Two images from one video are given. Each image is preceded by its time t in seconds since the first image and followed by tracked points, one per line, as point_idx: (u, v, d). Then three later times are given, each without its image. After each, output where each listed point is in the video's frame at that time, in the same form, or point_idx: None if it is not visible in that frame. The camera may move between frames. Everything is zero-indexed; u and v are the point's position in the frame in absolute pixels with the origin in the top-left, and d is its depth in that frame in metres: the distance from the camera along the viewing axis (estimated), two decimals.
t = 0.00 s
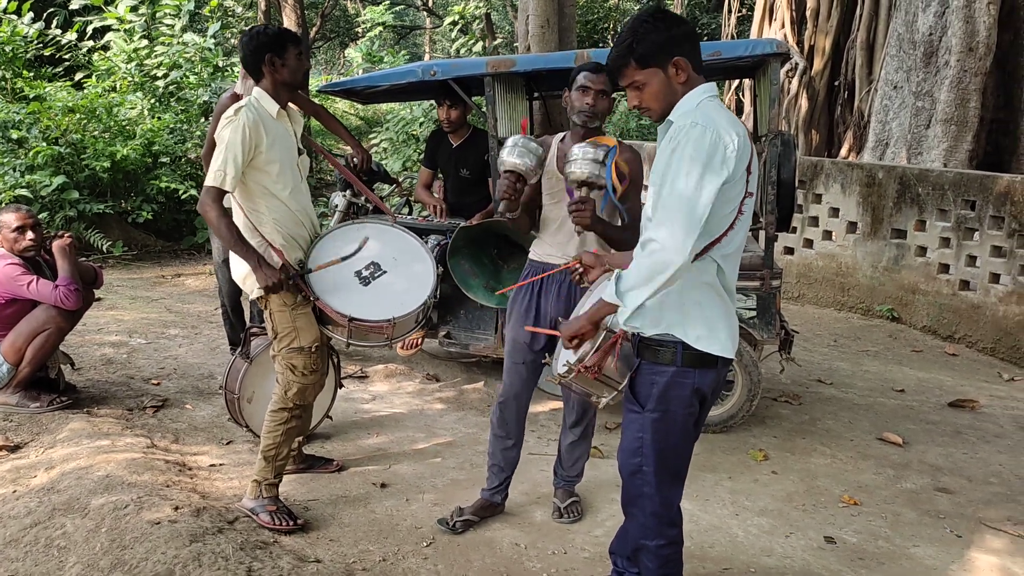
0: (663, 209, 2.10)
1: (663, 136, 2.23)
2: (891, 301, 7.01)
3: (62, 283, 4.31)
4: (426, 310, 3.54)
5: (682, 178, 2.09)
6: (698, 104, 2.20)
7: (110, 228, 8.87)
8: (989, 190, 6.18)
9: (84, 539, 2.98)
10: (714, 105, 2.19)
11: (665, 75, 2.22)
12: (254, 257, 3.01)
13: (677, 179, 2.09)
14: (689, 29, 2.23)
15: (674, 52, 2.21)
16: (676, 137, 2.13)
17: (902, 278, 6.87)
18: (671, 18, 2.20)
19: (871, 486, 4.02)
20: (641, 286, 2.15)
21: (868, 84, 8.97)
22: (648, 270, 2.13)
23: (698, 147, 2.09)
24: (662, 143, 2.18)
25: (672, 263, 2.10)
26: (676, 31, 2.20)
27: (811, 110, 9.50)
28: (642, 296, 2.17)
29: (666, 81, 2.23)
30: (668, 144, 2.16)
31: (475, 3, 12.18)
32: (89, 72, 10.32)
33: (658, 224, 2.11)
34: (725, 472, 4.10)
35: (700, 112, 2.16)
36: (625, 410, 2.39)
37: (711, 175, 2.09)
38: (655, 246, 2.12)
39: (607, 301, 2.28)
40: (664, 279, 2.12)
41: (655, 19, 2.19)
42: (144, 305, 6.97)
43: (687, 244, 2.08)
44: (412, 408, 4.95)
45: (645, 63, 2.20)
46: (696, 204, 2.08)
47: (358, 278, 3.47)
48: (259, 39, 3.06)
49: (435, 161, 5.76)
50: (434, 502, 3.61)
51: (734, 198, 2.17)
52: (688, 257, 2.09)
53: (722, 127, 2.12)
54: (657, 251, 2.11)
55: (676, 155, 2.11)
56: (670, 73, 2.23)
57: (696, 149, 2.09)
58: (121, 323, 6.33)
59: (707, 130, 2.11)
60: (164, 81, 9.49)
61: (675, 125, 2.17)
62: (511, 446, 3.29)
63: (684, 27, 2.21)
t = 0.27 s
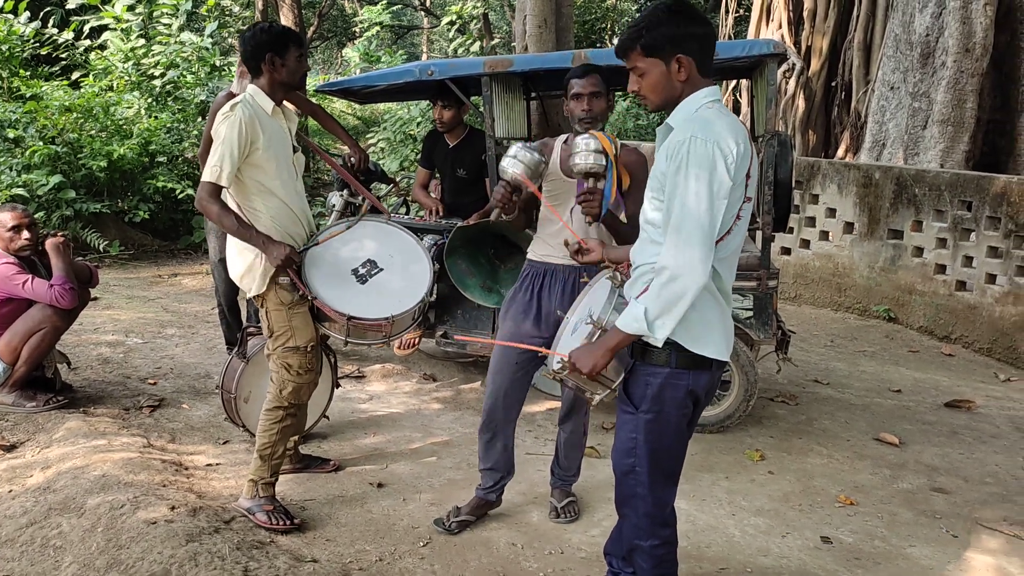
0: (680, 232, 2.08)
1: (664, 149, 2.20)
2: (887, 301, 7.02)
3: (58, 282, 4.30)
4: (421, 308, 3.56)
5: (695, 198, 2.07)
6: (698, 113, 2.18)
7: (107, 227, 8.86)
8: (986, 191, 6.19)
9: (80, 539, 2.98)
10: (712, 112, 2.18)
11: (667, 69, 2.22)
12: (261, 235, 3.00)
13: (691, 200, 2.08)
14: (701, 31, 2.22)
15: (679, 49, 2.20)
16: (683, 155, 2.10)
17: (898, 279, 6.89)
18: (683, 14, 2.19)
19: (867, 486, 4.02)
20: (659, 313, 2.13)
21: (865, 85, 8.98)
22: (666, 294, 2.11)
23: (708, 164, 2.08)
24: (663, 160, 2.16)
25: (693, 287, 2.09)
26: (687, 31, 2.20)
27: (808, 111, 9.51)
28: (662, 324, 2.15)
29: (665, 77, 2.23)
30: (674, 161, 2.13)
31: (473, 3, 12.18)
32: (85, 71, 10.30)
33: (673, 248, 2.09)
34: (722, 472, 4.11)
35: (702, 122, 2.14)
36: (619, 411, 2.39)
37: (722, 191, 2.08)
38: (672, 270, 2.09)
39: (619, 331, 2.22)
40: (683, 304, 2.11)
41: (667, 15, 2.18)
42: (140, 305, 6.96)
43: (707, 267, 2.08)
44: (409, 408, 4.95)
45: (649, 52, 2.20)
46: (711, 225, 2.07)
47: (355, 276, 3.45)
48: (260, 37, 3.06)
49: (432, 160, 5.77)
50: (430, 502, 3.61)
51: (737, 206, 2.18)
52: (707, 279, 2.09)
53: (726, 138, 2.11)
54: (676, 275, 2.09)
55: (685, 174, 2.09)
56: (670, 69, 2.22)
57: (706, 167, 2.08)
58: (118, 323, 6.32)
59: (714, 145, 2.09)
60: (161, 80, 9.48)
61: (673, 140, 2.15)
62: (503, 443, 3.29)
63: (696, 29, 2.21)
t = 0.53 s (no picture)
0: (685, 235, 2.07)
1: (672, 148, 2.19)
2: (887, 301, 7.02)
3: (58, 282, 4.30)
4: (421, 309, 3.57)
5: (702, 201, 2.06)
6: (707, 113, 2.16)
7: (106, 227, 8.85)
8: (986, 191, 6.19)
9: (80, 538, 2.98)
10: (724, 113, 2.17)
11: (670, 62, 2.21)
12: (254, 247, 3.02)
13: (697, 202, 2.06)
14: (717, 32, 2.16)
15: (686, 46, 2.17)
16: (691, 157, 2.09)
17: (898, 278, 6.89)
18: (698, 10, 2.14)
19: (867, 485, 4.03)
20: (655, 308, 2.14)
21: (864, 85, 8.98)
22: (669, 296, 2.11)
23: (716, 168, 2.07)
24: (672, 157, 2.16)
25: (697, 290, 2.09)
26: (698, 29, 2.15)
27: (807, 111, 9.52)
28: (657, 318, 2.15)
29: (667, 70, 2.23)
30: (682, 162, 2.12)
31: (473, 3, 12.18)
32: (85, 71, 10.30)
33: (678, 249, 2.09)
34: (721, 472, 4.11)
35: (712, 123, 2.12)
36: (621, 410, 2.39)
37: (730, 195, 2.07)
38: (676, 272, 2.09)
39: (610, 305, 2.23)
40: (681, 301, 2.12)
41: (683, 12, 2.15)
42: (140, 304, 6.96)
43: (706, 268, 2.07)
44: (408, 407, 4.95)
45: (659, 42, 2.20)
46: (718, 229, 2.06)
47: (355, 276, 3.46)
48: (263, 37, 3.06)
49: (432, 160, 5.77)
50: (430, 501, 3.62)
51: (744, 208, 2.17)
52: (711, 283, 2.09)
53: (736, 142, 2.09)
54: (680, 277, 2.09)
55: (692, 176, 2.08)
56: (672, 64, 2.21)
57: (714, 170, 2.06)
58: (118, 322, 6.32)
59: (723, 147, 2.08)
60: (161, 80, 9.47)
61: (685, 138, 2.14)
62: (508, 442, 3.30)
63: (710, 28, 2.15)
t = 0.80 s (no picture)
0: (688, 240, 2.07)
1: (675, 153, 2.19)
2: (887, 300, 7.02)
3: (59, 282, 4.31)
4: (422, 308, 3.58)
5: (706, 208, 2.06)
6: (710, 118, 2.17)
7: (107, 227, 8.86)
8: (986, 190, 6.20)
9: (81, 537, 2.99)
10: (727, 118, 2.16)
11: (684, 56, 2.19)
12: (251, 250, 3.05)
13: (701, 209, 2.07)
14: (733, 36, 2.14)
15: (699, 42, 2.15)
16: (695, 162, 2.09)
17: (898, 278, 6.89)
18: (719, 7, 2.12)
19: (867, 485, 4.03)
20: (662, 317, 2.14)
21: (864, 85, 8.99)
22: (672, 302, 2.11)
23: (719, 174, 2.07)
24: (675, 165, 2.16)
25: (700, 297, 2.09)
26: (718, 29, 2.13)
27: (807, 111, 9.52)
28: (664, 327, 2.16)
29: (678, 61, 2.21)
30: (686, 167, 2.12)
31: (473, 3, 12.19)
32: (85, 71, 10.30)
33: (681, 255, 2.09)
34: (721, 471, 4.11)
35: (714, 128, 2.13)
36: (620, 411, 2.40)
37: (732, 202, 2.07)
38: (679, 278, 2.09)
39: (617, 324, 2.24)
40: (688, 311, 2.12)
41: (704, 7, 2.12)
42: (140, 304, 6.96)
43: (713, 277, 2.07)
44: (408, 407, 4.95)
45: (676, 33, 2.18)
46: (721, 235, 2.06)
47: (356, 276, 3.46)
48: (262, 41, 3.05)
49: (432, 160, 5.77)
50: (430, 501, 3.62)
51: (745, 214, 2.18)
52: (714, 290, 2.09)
53: (739, 148, 2.10)
54: (681, 284, 2.09)
55: (695, 182, 2.08)
56: (684, 57, 2.20)
57: (717, 176, 2.07)
58: (118, 322, 6.33)
59: (725, 153, 2.08)
60: (161, 80, 9.47)
61: (687, 145, 2.14)
62: (504, 446, 3.30)
63: (727, 30, 2.13)
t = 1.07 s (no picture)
0: (696, 241, 2.06)
1: (679, 152, 2.19)
2: (887, 300, 7.03)
3: (60, 282, 4.31)
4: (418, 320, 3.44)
5: (713, 208, 2.06)
6: (712, 118, 2.17)
7: (106, 227, 8.85)
8: (985, 190, 6.20)
9: (81, 537, 2.99)
10: (729, 118, 2.17)
11: (683, 51, 2.20)
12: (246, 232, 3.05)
13: (708, 209, 2.06)
14: (733, 33, 2.14)
15: (700, 38, 2.15)
16: (700, 162, 2.08)
17: (898, 278, 6.90)
18: (723, 7, 2.12)
19: (867, 485, 4.03)
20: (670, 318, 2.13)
21: (864, 85, 8.99)
22: (680, 304, 2.09)
23: (725, 173, 2.07)
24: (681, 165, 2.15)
25: (708, 300, 2.08)
26: (718, 27, 2.13)
27: (807, 110, 9.52)
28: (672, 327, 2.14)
29: (679, 57, 2.22)
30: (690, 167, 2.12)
31: (473, 3, 12.19)
32: (86, 71, 10.30)
33: (689, 256, 2.07)
34: (721, 471, 4.11)
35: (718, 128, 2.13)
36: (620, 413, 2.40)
37: (737, 202, 2.08)
38: (687, 280, 2.07)
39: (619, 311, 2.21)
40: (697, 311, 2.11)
41: (707, 5, 2.12)
42: (140, 304, 6.96)
43: (723, 277, 2.06)
44: (408, 407, 4.95)
45: (681, 29, 2.18)
46: (728, 236, 2.06)
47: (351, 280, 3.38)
48: (275, 34, 3.08)
49: (432, 160, 5.76)
50: (430, 501, 3.62)
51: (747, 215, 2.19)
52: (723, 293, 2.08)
53: (743, 148, 2.10)
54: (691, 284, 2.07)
55: (701, 182, 2.08)
56: (684, 53, 2.20)
57: (723, 176, 2.07)
58: (118, 322, 6.33)
59: (730, 153, 2.08)
60: (161, 80, 9.47)
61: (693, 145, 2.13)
62: (509, 439, 3.31)
63: (727, 28, 2.13)
